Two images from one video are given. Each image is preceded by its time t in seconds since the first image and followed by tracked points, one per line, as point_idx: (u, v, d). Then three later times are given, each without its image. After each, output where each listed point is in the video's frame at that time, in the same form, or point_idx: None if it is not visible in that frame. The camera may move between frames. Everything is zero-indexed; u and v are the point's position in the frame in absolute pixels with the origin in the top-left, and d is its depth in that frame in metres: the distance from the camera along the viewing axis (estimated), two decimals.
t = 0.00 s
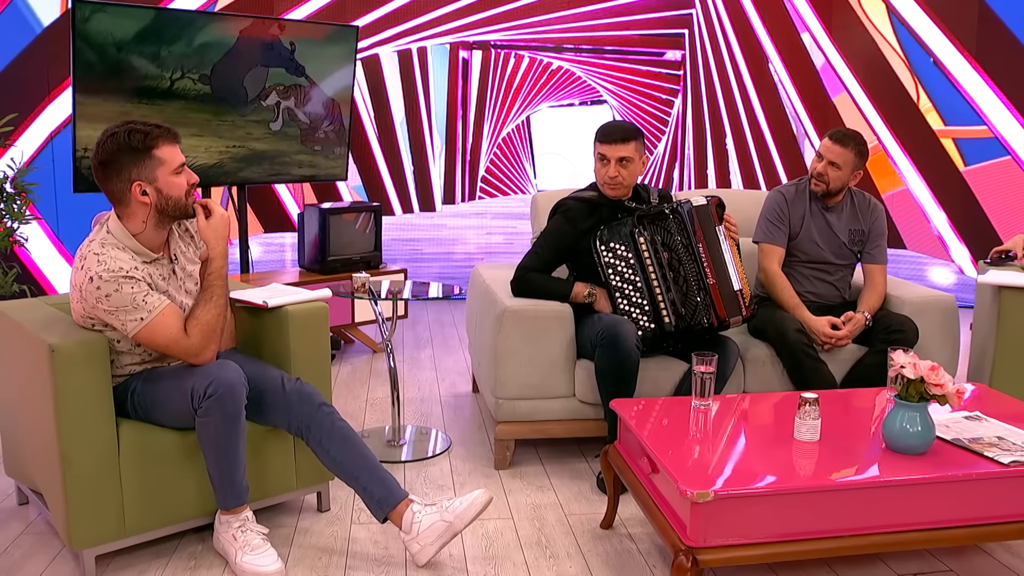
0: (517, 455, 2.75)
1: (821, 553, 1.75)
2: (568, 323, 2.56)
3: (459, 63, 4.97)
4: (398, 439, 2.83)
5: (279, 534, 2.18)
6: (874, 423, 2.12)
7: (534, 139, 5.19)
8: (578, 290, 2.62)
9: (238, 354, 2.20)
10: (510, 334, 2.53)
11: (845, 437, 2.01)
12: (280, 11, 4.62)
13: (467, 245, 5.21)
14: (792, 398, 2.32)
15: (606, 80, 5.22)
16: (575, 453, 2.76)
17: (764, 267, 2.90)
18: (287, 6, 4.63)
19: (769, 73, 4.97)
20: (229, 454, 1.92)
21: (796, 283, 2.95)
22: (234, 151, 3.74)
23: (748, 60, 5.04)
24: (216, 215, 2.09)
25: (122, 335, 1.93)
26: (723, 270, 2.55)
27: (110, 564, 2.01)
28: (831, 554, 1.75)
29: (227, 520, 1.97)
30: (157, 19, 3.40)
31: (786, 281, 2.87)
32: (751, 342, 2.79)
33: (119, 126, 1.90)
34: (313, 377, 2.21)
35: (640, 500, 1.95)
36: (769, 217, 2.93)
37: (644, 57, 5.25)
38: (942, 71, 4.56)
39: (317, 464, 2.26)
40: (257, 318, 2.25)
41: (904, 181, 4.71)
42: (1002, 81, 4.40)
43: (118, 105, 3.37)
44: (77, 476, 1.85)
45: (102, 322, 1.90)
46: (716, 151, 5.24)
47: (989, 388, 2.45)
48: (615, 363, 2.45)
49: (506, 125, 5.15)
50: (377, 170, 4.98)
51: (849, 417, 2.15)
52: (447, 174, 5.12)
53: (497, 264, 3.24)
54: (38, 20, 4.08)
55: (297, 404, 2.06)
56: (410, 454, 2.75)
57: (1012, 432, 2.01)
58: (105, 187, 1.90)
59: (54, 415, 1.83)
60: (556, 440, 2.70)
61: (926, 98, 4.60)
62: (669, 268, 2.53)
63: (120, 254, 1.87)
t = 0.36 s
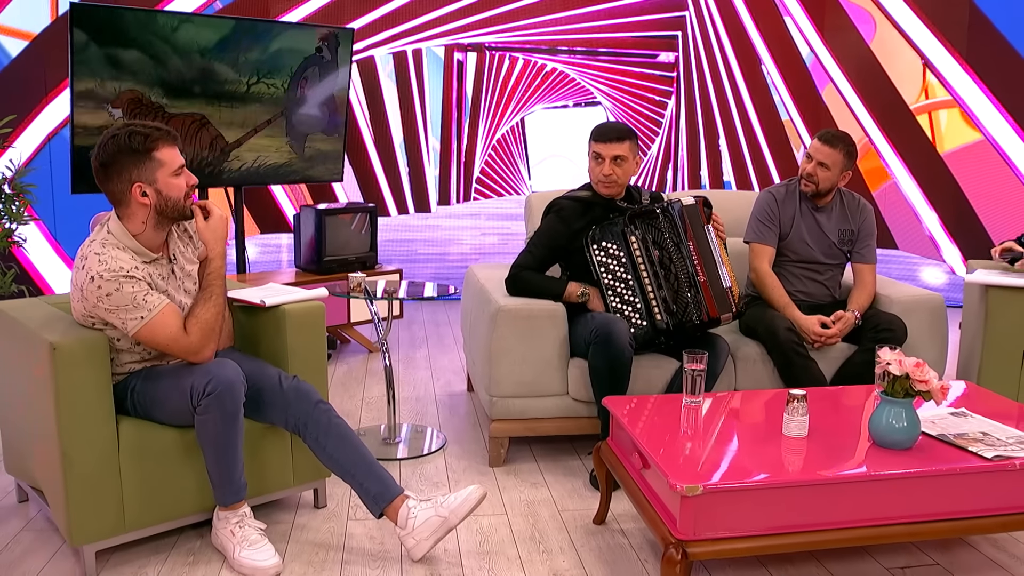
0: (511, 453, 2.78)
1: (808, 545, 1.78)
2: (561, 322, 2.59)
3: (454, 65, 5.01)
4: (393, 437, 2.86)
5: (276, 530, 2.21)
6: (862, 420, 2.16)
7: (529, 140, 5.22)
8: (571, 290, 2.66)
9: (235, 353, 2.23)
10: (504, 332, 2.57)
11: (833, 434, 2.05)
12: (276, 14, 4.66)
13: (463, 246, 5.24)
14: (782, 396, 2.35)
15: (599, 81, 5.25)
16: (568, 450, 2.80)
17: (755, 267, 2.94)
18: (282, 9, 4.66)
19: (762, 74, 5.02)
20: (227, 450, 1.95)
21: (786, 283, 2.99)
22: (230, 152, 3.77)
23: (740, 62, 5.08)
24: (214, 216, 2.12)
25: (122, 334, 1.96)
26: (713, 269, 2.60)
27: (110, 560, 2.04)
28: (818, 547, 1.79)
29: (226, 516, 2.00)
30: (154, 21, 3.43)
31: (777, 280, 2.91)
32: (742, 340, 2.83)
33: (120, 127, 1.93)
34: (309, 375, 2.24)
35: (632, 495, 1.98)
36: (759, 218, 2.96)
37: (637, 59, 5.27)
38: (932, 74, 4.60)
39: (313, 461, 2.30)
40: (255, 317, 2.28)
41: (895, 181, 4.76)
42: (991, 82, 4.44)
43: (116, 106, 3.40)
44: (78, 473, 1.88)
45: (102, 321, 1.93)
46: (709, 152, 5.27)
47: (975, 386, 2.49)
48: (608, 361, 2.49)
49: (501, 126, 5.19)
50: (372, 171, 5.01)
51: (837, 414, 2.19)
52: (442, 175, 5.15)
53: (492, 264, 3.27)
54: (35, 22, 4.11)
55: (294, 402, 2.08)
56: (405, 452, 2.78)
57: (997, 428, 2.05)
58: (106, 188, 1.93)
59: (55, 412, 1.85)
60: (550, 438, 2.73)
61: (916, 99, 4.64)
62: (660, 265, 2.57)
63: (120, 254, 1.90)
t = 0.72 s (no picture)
0: (509, 452, 2.79)
1: (804, 543, 1.79)
2: (559, 322, 2.61)
3: (453, 66, 5.03)
4: (392, 436, 2.87)
5: (275, 529, 2.22)
6: (859, 417, 2.17)
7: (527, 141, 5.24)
8: (571, 289, 2.68)
9: (235, 352, 2.24)
10: (502, 333, 2.58)
11: (830, 433, 2.06)
12: (275, 15, 4.67)
13: (461, 246, 5.25)
14: (779, 395, 2.37)
15: (597, 82, 5.26)
16: (566, 449, 2.81)
17: (752, 266, 2.95)
18: (282, 10, 4.68)
19: (760, 75, 5.04)
20: (227, 449, 1.96)
21: (783, 282, 3.00)
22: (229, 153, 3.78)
23: (739, 63, 5.10)
24: (215, 216, 2.14)
25: (122, 334, 1.97)
26: (713, 266, 2.63)
27: (109, 559, 2.05)
28: (814, 545, 1.80)
29: (225, 515, 2.01)
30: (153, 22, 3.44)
31: (774, 279, 2.93)
32: (739, 340, 2.84)
33: (120, 129, 1.94)
34: (309, 375, 2.25)
35: (629, 493, 1.99)
36: (756, 218, 2.98)
37: (635, 60, 5.27)
38: (930, 74, 4.61)
39: (313, 460, 2.31)
40: (254, 317, 2.29)
41: (891, 179, 4.77)
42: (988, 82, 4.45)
43: (115, 107, 3.42)
44: (78, 472, 1.89)
45: (103, 321, 1.94)
46: (707, 152, 5.27)
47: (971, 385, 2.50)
48: (606, 360, 2.50)
49: (499, 126, 5.20)
50: (371, 172, 5.04)
51: (834, 412, 2.21)
52: (441, 175, 5.16)
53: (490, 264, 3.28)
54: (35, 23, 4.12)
55: (293, 401, 2.09)
56: (403, 451, 2.79)
57: (991, 427, 2.07)
58: (107, 189, 1.94)
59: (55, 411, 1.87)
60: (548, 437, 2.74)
61: (911, 99, 4.66)
62: (664, 262, 2.57)
63: (121, 254, 1.91)
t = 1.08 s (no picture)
0: (509, 452, 2.80)
1: (802, 543, 1.79)
2: (559, 322, 2.61)
3: (453, 66, 5.03)
4: (392, 436, 2.87)
5: (275, 529, 2.22)
6: (859, 417, 2.18)
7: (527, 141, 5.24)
8: (578, 291, 2.68)
9: (235, 352, 2.24)
10: (501, 334, 2.58)
11: (829, 433, 2.06)
12: (275, 14, 4.67)
13: (461, 246, 5.25)
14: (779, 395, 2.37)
15: (597, 82, 5.26)
16: (566, 449, 2.81)
17: (753, 266, 2.95)
18: (282, 10, 4.68)
19: (760, 75, 5.04)
20: (228, 449, 1.96)
21: (784, 282, 3.00)
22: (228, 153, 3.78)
23: (739, 64, 5.11)
24: (215, 218, 2.17)
25: (122, 334, 1.97)
26: (716, 265, 2.62)
27: (109, 558, 2.05)
28: (814, 545, 1.80)
29: (225, 514, 2.01)
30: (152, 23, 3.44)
31: (774, 279, 2.93)
32: (739, 340, 2.84)
33: (121, 129, 1.94)
34: (309, 374, 2.25)
35: (629, 493, 1.99)
36: (756, 218, 2.98)
37: (635, 60, 5.28)
38: (929, 74, 4.59)
39: (313, 459, 2.31)
40: (254, 318, 2.30)
41: (891, 178, 4.77)
42: (988, 82, 4.43)
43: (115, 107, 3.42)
44: (78, 472, 1.89)
45: (103, 321, 1.94)
46: (707, 152, 5.27)
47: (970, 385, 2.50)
48: (607, 359, 2.51)
49: (500, 126, 5.21)
50: (371, 172, 5.04)
51: (834, 412, 2.21)
52: (441, 175, 5.16)
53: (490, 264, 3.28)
54: (35, 23, 4.12)
55: (294, 401, 2.09)
56: (403, 452, 2.79)
57: (991, 427, 2.07)
58: (107, 189, 1.94)
59: (54, 410, 1.87)
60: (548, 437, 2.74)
61: (910, 99, 4.66)
62: (669, 259, 2.57)
63: (121, 254, 1.91)
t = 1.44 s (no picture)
0: (509, 452, 2.80)
1: (802, 543, 1.79)
2: (558, 322, 2.61)
3: (453, 66, 5.03)
4: (392, 436, 2.87)
5: (275, 529, 2.22)
6: (859, 417, 2.18)
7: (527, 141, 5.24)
8: (584, 298, 2.68)
9: (235, 352, 2.24)
10: (501, 333, 2.58)
11: (829, 433, 2.06)
12: (275, 15, 4.67)
13: (461, 246, 5.25)
14: (779, 395, 2.37)
15: (598, 82, 5.26)
16: (566, 449, 2.81)
17: (753, 266, 2.95)
18: (282, 10, 4.68)
19: (760, 75, 5.04)
20: (228, 448, 1.96)
21: (784, 282, 3.00)
22: (229, 154, 3.78)
23: (739, 64, 5.11)
24: (215, 217, 2.19)
25: (122, 334, 1.97)
26: (716, 265, 2.61)
27: (109, 559, 2.05)
28: (814, 545, 1.80)
29: (225, 514, 2.01)
30: (152, 22, 3.45)
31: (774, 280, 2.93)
32: (740, 341, 2.84)
33: (120, 129, 1.94)
34: (308, 374, 2.25)
35: (629, 493, 2.00)
36: (756, 218, 2.98)
37: (635, 60, 5.28)
38: (930, 74, 4.59)
39: (313, 459, 2.31)
40: (254, 318, 2.30)
41: (891, 179, 4.77)
42: (988, 82, 4.43)
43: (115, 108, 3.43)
44: (78, 472, 1.89)
45: (103, 321, 1.94)
46: (707, 152, 5.28)
47: (971, 385, 2.50)
48: (607, 359, 2.51)
49: (500, 126, 5.20)
50: (371, 172, 5.04)
51: (833, 413, 2.21)
52: (441, 175, 5.17)
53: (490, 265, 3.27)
54: (35, 23, 4.13)
55: (294, 401, 2.09)
56: (403, 452, 2.79)
57: (991, 427, 2.07)
58: (107, 189, 1.94)
59: (54, 410, 1.87)
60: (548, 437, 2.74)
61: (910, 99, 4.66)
62: (668, 259, 2.57)
63: (121, 254, 1.91)
